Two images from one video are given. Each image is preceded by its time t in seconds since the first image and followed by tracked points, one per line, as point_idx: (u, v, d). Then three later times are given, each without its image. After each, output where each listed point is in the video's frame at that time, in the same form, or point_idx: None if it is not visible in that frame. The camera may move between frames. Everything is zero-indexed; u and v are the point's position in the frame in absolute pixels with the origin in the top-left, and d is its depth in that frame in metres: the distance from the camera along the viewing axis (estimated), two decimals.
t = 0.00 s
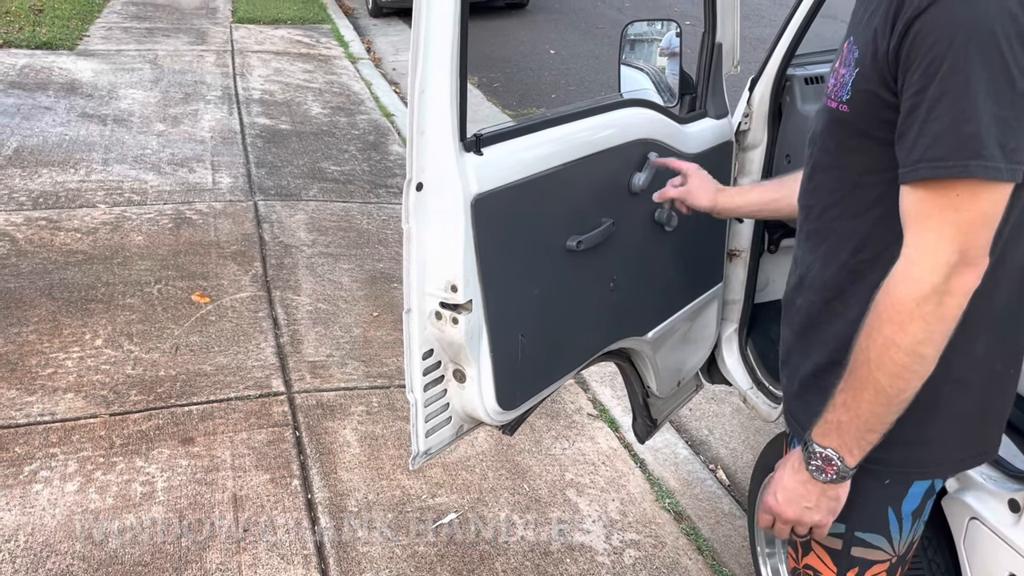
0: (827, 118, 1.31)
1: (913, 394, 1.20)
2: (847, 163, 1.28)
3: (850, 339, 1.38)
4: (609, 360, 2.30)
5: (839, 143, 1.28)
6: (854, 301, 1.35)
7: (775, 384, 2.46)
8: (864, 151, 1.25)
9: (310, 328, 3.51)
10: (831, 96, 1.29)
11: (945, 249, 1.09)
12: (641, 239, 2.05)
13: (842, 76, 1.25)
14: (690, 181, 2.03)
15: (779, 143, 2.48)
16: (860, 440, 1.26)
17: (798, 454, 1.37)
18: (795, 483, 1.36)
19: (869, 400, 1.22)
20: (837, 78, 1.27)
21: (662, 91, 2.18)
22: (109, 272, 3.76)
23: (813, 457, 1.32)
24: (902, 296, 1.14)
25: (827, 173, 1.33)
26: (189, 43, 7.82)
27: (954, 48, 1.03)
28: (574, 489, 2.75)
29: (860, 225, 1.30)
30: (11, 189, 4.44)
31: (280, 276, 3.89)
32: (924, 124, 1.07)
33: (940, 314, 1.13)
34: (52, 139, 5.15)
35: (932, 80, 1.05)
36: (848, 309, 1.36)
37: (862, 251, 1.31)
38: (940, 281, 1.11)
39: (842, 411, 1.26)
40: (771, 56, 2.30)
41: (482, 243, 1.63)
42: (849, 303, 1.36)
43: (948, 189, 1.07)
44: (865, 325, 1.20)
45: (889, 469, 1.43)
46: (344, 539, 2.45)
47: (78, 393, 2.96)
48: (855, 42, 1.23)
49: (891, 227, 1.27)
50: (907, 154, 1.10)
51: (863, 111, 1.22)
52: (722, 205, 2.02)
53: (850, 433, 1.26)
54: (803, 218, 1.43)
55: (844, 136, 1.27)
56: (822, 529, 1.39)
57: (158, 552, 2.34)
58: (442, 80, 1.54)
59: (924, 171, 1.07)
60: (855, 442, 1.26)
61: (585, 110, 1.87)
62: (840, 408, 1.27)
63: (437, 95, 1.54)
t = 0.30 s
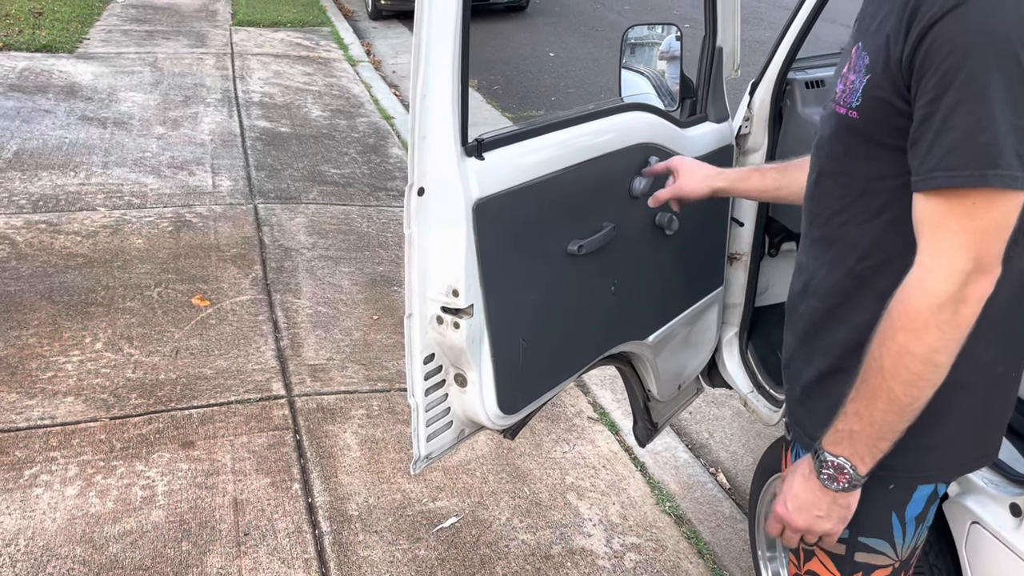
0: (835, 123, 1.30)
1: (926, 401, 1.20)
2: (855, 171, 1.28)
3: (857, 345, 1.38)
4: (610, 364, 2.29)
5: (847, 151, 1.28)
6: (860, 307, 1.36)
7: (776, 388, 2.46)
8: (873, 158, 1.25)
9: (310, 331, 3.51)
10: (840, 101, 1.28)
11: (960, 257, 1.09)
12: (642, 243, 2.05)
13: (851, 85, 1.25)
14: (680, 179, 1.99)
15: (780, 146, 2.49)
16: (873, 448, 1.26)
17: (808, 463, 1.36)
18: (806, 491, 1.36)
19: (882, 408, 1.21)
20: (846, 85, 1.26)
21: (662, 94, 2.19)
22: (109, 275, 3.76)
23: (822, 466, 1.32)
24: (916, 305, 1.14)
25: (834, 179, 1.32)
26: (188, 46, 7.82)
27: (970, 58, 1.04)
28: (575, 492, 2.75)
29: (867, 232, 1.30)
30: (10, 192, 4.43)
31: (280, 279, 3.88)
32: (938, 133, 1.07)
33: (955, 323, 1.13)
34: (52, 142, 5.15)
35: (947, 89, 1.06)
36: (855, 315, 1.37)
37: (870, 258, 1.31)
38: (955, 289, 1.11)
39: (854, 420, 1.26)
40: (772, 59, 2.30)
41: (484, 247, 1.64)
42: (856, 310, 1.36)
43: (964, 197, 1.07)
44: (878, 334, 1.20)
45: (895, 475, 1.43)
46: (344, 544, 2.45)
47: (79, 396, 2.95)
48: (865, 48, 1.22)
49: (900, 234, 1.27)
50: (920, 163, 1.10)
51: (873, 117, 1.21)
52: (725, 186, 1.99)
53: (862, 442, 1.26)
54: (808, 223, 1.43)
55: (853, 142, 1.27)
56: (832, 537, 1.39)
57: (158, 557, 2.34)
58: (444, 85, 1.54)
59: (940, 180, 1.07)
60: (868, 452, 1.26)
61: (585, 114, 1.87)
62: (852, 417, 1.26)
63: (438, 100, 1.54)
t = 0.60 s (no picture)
0: (868, 133, 1.25)
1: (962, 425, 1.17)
2: (889, 184, 1.23)
3: (887, 361, 1.33)
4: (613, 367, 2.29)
5: (881, 163, 1.23)
6: (892, 322, 1.31)
7: (779, 391, 2.46)
8: (909, 171, 1.20)
9: (312, 334, 3.51)
10: (874, 111, 1.23)
11: (1002, 280, 1.07)
12: (646, 246, 2.05)
13: (888, 93, 1.20)
14: (680, 183, 1.94)
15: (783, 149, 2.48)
16: (905, 472, 1.22)
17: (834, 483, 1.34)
18: (833, 513, 1.33)
19: (916, 432, 1.18)
20: (883, 93, 1.21)
21: (665, 97, 2.18)
22: (109, 277, 3.75)
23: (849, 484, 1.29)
24: (953, 328, 1.11)
25: (865, 191, 1.27)
26: (188, 49, 7.82)
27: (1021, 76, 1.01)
28: (578, 495, 2.75)
29: (899, 247, 1.26)
30: (10, 195, 4.43)
31: (281, 281, 3.88)
32: (983, 153, 1.04)
33: (996, 347, 1.10)
34: (52, 145, 5.15)
35: (993, 107, 1.03)
36: (886, 331, 1.32)
37: (900, 275, 1.27)
38: (995, 314, 1.08)
39: (886, 442, 1.23)
40: (775, 61, 2.30)
41: (489, 250, 1.63)
42: (886, 326, 1.32)
43: (1009, 219, 1.04)
44: (913, 355, 1.17)
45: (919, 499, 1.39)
46: (347, 546, 2.45)
47: (80, 399, 2.95)
48: (903, 57, 1.18)
49: (935, 251, 1.22)
50: (960, 182, 1.08)
51: (911, 129, 1.17)
52: (728, 180, 1.93)
53: (894, 465, 1.22)
54: (836, 235, 1.38)
55: (887, 153, 1.22)
56: (858, 560, 1.35)
57: (161, 560, 2.33)
58: (449, 87, 1.54)
59: (984, 202, 1.05)
60: (900, 475, 1.23)
61: (588, 116, 1.87)
62: (885, 439, 1.23)
63: (443, 102, 1.54)
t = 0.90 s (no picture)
0: (945, 167, 0.92)
1: None
2: (969, 226, 0.88)
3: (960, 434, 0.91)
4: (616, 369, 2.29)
5: (963, 202, 0.89)
6: (966, 381, 0.90)
7: (781, 393, 2.43)
8: (999, 200, 0.85)
9: (313, 337, 3.51)
10: (952, 140, 0.90)
11: None
12: (649, 248, 2.05)
13: (976, 123, 0.87)
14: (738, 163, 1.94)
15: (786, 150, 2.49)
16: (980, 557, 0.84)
17: (857, 516, 1.12)
18: None
19: (999, 510, 0.79)
20: (968, 126, 0.88)
21: (668, 99, 2.19)
22: (110, 280, 3.75)
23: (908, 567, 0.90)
24: None
25: (942, 224, 0.92)
26: (188, 52, 7.82)
27: None
28: (580, 497, 2.75)
29: (982, 292, 0.88)
30: (11, 198, 4.43)
31: (282, 284, 3.88)
32: None
33: None
34: (52, 148, 5.15)
35: None
36: (960, 390, 0.91)
37: (983, 325, 0.88)
38: None
39: (959, 515, 0.84)
40: (776, 65, 2.31)
41: (494, 251, 1.64)
42: (961, 383, 0.91)
43: None
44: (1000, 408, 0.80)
45: None
46: (350, 547, 2.45)
47: (81, 402, 2.95)
48: (998, 79, 0.86)
49: None
50: None
51: (1006, 162, 0.83)
52: (768, 202, 1.82)
53: (968, 546, 0.84)
54: (901, 278, 1.02)
55: (971, 186, 0.87)
56: None
57: (163, 562, 2.33)
58: (456, 89, 1.54)
59: None
60: (974, 554, 0.84)
61: (591, 119, 1.88)
62: (952, 509, 0.85)
63: (451, 104, 1.55)
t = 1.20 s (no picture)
0: (990, 187, 1.08)
1: None
2: (1012, 247, 1.04)
3: (995, 451, 1.08)
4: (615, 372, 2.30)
5: (1008, 223, 1.04)
6: (1002, 404, 1.06)
7: (779, 396, 2.43)
8: None
9: (311, 340, 3.51)
10: (1001, 154, 1.06)
11: None
12: (649, 252, 2.05)
13: None
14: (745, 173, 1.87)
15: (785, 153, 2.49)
16: None
17: (884, 534, 1.32)
18: None
19: None
20: (1017, 142, 1.04)
21: (666, 103, 2.20)
22: (108, 284, 3.75)
23: None
24: None
25: (982, 251, 1.08)
26: (186, 55, 7.83)
27: None
28: (579, 501, 2.75)
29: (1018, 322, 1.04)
30: (8, 202, 4.42)
31: (280, 287, 3.88)
32: None
33: None
34: (50, 152, 5.15)
35: None
36: (994, 412, 1.07)
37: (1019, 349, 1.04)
38: None
39: None
40: (775, 69, 2.33)
41: (494, 255, 1.64)
42: (997, 405, 1.07)
43: None
44: None
45: None
46: (349, 551, 2.45)
47: (80, 406, 2.94)
48: None
49: None
50: None
51: None
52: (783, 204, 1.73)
53: None
54: (935, 299, 1.18)
55: (1017, 213, 1.03)
56: None
57: (162, 566, 2.33)
58: (456, 92, 1.55)
59: None
60: None
61: (590, 123, 1.88)
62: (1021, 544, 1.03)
63: (451, 107, 1.55)
